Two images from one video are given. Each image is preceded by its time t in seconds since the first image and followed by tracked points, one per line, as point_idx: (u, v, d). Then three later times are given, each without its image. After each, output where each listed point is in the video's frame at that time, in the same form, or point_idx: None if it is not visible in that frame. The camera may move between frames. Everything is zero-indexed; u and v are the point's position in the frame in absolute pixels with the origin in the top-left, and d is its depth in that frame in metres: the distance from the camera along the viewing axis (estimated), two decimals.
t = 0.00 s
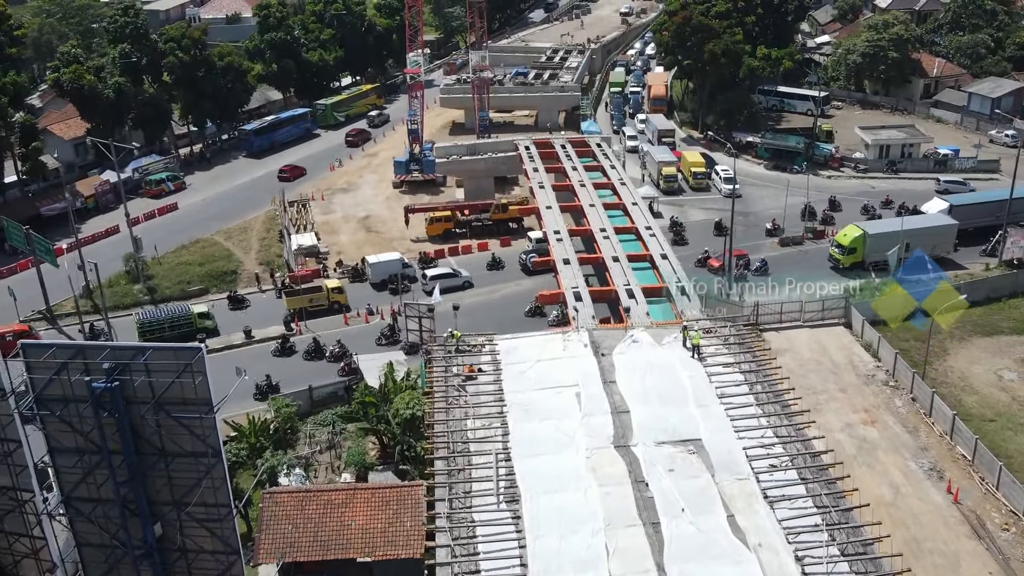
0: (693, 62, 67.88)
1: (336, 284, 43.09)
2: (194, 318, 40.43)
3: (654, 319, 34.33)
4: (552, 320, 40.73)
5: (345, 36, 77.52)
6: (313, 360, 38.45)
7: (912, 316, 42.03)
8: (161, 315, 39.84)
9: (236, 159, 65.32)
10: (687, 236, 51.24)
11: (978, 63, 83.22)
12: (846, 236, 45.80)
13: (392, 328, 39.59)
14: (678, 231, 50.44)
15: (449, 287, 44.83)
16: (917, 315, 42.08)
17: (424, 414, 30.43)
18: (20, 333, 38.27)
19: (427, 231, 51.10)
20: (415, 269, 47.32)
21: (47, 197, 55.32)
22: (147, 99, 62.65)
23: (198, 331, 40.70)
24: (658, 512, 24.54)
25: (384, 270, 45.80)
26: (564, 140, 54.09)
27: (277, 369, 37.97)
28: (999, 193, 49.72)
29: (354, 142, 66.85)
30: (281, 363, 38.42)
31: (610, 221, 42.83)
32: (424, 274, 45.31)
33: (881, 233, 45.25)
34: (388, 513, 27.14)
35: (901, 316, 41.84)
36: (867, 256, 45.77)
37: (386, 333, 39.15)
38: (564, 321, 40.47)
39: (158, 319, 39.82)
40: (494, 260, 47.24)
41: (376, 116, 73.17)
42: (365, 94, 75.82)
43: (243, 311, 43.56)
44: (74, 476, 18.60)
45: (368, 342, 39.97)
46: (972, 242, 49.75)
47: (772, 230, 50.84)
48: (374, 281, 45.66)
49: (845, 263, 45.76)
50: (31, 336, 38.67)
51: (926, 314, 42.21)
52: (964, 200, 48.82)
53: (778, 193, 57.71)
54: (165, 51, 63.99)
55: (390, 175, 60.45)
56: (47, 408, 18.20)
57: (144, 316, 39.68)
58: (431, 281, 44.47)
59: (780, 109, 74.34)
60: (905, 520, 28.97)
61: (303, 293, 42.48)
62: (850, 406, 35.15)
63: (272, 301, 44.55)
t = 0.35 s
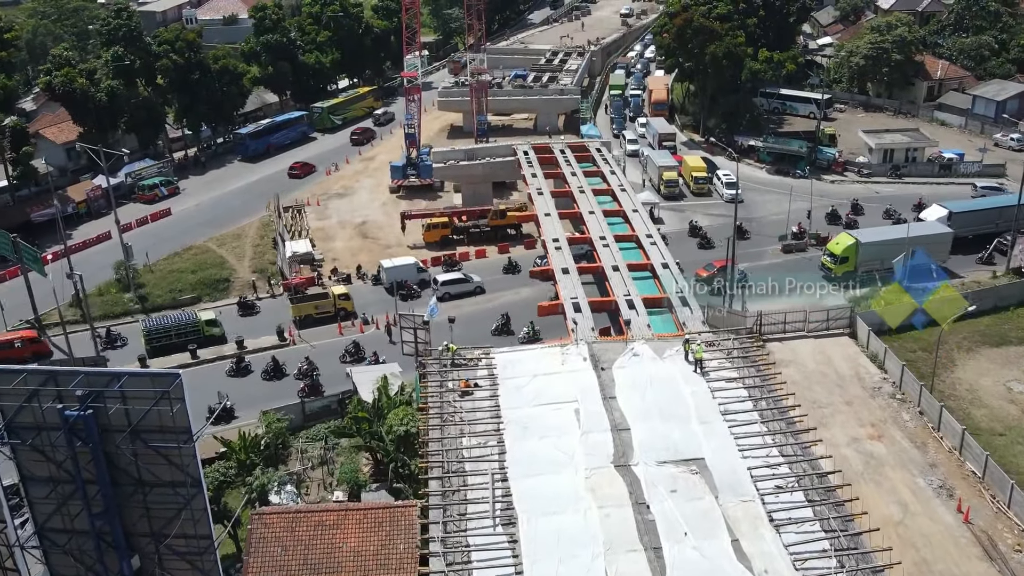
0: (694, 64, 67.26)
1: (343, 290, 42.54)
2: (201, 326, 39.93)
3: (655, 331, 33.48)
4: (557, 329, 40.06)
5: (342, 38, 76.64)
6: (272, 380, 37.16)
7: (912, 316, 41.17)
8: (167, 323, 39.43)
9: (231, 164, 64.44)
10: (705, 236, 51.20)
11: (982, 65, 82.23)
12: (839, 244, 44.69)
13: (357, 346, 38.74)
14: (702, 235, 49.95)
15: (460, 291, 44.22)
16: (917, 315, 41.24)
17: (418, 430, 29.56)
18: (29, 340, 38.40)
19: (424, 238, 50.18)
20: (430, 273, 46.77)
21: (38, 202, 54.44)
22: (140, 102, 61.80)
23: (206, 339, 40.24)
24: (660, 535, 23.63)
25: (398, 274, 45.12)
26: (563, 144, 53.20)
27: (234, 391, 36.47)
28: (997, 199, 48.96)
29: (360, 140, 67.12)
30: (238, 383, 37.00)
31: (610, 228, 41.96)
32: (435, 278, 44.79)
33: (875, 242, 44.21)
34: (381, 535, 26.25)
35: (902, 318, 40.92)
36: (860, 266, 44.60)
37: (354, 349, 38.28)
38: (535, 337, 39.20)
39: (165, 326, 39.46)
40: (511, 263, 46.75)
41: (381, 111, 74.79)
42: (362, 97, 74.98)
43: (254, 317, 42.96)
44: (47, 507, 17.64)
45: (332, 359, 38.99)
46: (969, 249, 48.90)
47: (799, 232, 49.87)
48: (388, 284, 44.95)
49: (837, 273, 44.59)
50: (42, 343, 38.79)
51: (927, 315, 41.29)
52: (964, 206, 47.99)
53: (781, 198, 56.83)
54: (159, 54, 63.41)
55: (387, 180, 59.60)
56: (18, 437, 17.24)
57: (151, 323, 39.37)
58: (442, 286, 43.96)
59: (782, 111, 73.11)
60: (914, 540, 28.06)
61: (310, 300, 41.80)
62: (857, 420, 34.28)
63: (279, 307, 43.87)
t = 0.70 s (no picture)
0: (694, 66, 66.32)
1: (350, 297, 41.97)
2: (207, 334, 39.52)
3: (657, 344, 32.60)
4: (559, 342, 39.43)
5: (338, 40, 75.71)
6: (229, 402, 35.84)
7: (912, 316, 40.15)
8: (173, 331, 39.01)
9: (225, 168, 63.55)
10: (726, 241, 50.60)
11: (985, 67, 81.36)
12: (830, 253, 43.74)
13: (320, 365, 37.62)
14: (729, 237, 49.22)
15: (472, 298, 43.88)
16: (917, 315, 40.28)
17: (412, 448, 28.67)
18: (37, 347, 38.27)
19: (421, 245, 49.22)
20: (446, 278, 46.49)
21: (28, 208, 53.53)
22: (133, 106, 60.90)
23: (213, 346, 39.86)
24: (662, 562, 22.72)
25: (412, 279, 44.62)
26: (562, 149, 52.33)
27: (185, 415, 34.99)
28: (996, 207, 48.16)
29: (365, 139, 67.45)
30: (193, 407, 35.55)
31: (610, 237, 41.10)
32: (447, 284, 44.36)
33: (867, 252, 43.18)
34: (373, 559, 25.34)
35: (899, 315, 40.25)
36: (851, 276, 43.71)
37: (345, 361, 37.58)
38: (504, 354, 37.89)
39: (172, 334, 39.03)
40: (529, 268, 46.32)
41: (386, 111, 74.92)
42: (359, 100, 74.12)
43: (262, 324, 42.39)
44: (18, 541, 17.56)
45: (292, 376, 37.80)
46: (968, 256, 47.90)
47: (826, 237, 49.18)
48: (402, 290, 44.67)
49: (828, 282, 43.78)
50: (51, 350, 38.56)
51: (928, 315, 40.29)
52: (963, 214, 47.15)
53: (784, 204, 55.98)
54: (153, 57, 62.44)
55: (383, 186, 58.72)
56: None
57: (157, 331, 38.96)
58: (453, 293, 43.51)
59: (784, 115, 72.62)
60: (924, 563, 27.17)
61: (316, 308, 41.23)
62: (863, 435, 33.39)
63: (282, 315, 43.21)
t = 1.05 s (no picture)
0: (694, 69, 65.62)
1: (358, 305, 41.39)
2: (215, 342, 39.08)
3: (659, 358, 31.70)
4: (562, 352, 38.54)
5: (335, 42, 74.80)
6: (184, 425, 34.52)
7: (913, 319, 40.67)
8: (181, 338, 38.51)
9: (220, 173, 62.64)
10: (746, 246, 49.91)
11: (989, 70, 80.47)
12: (821, 263, 43.22)
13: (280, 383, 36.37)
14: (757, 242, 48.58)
15: (487, 303, 43.22)
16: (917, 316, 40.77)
17: (406, 468, 27.78)
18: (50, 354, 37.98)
19: (417, 253, 48.32)
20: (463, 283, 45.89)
21: (18, 214, 52.68)
22: (126, 110, 60.03)
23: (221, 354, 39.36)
24: None
25: (428, 284, 44.31)
26: (561, 154, 51.41)
27: (137, 440, 33.56)
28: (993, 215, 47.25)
29: (371, 138, 67.93)
30: (146, 430, 34.17)
31: (610, 246, 40.19)
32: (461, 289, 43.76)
33: (858, 261, 42.54)
34: None
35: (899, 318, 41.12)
36: (843, 286, 43.05)
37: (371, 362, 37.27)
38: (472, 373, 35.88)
39: (180, 342, 38.56)
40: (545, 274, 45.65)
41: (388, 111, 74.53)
42: (356, 103, 73.25)
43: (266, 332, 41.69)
44: None
45: (252, 397, 36.59)
46: (962, 265, 46.84)
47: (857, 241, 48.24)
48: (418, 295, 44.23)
49: (819, 292, 43.10)
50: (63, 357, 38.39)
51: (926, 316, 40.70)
52: (961, 221, 46.25)
53: (787, 209, 55.07)
54: (146, 59, 61.49)
55: (380, 191, 57.84)
56: None
57: (165, 338, 38.46)
58: (467, 298, 42.89)
59: (786, 118, 71.79)
60: None
61: (323, 315, 40.66)
62: (871, 451, 32.49)
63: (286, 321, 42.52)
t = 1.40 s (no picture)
0: (698, 74, 64.18)
1: (366, 311, 40.78)
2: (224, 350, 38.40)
3: (662, 373, 30.77)
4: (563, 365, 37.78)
5: (332, 45, 73.84)
6: (138, 448, 33.24)
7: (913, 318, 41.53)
8: (189, 346, 37.91)
9: (215, 177, 61.70)
10: (770, 250, 49.45)
11: (994, 72, 79.48)
12: (811, 272, 42.04)
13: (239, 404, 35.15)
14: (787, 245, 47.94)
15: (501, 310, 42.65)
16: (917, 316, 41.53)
17: (401, 489, 26.85)
18: (64, 361, 37.43)
19: (415, 259, 47.37)
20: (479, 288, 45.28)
21: (8, 221, 51.76)
22: (119, 113, 59.12)
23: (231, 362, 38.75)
24: None
25: (445, 288, 43.68)
26: (561, 159, 50.50)
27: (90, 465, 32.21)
28: (993, 222, 45.90)
29: (377, 136, 68.79)
30: (97, 454, 32.84)
31: (612, 255, 39.30)
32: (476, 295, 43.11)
33: (848, 271, 41.45)
34: None
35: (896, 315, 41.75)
36: (832, 297, 41.88)
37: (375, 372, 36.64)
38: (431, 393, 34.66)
39: (188, 350, 37.95)
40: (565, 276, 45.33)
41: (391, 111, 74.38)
42: (354, 106, 72.33)
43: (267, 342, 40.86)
44: None
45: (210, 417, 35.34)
46: (957, 274, 45.71)
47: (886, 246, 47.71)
48: (435, 299, 43.61)
49: (807, 304, 41.82)
50: (75, 364, 37.86)
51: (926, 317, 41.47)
52: (959, 229, 44.93)
53: (791, 215, 54.19)
54: (139, 62, 60.52)
55: (377, 196, 56.93)
56: None
57: (173, 346, 37.83)
58: (482, 304, 42.33)
59: (789, 120, 70.90)
60: None
61: (331, 323, 39.91)
62: (880, 468, 31.58)
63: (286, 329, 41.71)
